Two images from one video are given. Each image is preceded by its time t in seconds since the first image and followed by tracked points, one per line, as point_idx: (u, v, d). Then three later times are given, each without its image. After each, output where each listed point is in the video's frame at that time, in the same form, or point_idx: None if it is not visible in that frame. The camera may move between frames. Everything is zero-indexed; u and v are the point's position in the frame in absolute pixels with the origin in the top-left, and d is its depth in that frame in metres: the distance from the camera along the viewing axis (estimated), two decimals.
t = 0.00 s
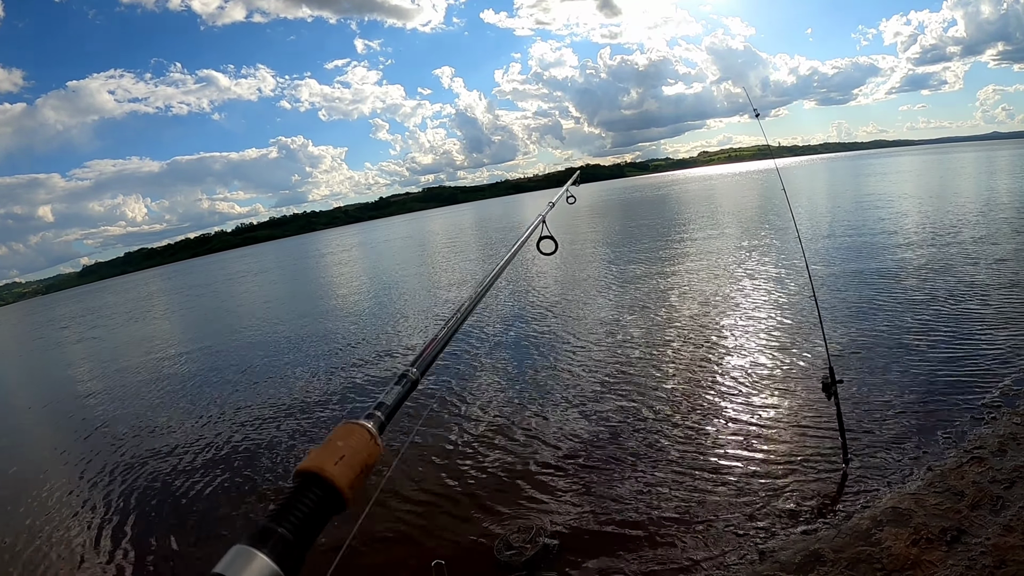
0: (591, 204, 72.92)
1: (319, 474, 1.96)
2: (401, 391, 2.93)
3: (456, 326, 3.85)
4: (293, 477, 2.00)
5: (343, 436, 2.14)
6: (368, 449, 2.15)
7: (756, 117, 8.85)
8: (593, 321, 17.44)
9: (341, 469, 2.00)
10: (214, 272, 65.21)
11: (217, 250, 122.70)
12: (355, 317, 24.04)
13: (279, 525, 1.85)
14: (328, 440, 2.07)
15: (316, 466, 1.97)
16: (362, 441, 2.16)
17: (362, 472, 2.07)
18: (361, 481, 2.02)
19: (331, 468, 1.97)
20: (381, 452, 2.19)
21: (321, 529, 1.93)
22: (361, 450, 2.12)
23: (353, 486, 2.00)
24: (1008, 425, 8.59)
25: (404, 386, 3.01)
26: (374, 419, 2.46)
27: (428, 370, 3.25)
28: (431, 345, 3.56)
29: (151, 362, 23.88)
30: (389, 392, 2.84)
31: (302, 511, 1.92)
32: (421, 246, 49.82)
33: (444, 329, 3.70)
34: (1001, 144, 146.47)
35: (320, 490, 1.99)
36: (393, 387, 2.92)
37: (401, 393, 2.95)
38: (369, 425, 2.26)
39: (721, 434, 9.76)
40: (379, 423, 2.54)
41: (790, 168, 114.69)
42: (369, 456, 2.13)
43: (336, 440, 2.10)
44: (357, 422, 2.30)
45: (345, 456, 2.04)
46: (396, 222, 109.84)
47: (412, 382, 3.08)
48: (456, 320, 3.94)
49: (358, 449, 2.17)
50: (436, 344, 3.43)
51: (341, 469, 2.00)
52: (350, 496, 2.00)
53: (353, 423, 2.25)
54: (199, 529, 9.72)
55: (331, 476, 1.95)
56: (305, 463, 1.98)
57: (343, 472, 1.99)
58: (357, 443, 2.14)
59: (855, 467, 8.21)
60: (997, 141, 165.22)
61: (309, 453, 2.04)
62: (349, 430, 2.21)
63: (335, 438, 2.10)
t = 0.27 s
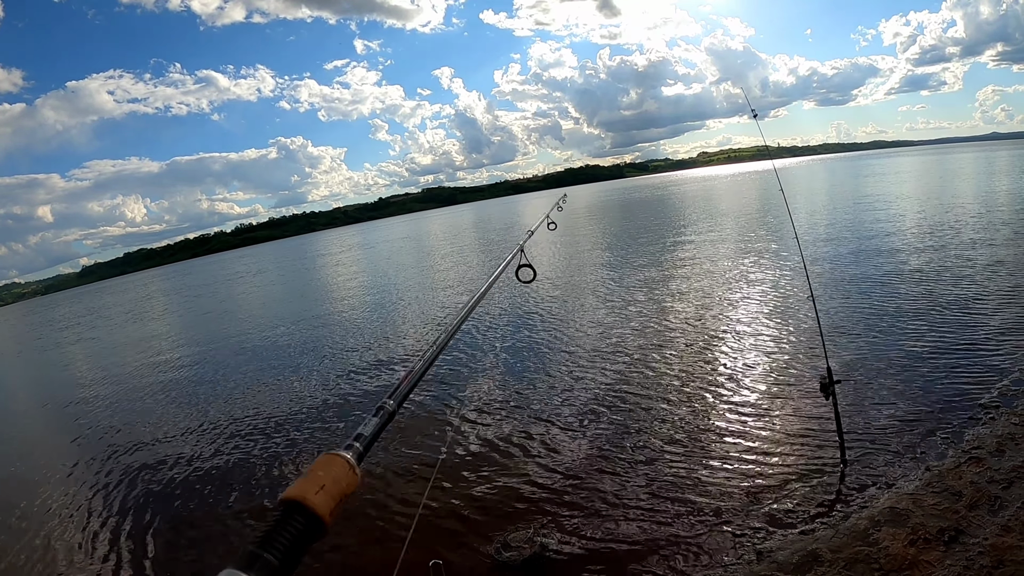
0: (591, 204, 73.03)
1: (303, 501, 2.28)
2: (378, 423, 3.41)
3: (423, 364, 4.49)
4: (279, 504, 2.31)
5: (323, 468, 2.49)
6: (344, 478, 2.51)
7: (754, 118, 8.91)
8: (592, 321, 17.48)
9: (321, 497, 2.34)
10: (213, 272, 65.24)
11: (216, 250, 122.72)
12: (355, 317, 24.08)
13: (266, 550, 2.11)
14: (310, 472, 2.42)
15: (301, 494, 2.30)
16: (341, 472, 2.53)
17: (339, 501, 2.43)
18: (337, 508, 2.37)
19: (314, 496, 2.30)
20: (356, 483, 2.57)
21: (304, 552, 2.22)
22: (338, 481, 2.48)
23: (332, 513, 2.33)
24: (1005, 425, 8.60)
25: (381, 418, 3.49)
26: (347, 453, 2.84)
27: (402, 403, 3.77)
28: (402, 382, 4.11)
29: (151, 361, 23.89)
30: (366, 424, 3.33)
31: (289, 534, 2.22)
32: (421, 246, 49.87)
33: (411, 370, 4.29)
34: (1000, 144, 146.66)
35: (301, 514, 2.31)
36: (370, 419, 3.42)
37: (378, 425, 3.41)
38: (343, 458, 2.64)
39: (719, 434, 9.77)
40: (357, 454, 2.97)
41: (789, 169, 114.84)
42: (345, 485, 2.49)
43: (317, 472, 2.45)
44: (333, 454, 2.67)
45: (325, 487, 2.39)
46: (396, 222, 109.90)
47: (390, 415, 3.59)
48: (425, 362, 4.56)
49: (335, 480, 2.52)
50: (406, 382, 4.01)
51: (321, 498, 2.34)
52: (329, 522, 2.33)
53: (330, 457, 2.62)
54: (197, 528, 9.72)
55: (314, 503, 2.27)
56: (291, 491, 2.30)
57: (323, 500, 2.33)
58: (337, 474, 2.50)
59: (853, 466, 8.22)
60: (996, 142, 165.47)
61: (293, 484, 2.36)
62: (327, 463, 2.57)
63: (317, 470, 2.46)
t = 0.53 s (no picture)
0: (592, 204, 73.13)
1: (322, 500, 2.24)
2: (389, 420, 3.40)
3: (429, 366, 4.59)
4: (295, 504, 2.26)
5: (337, 468, 2.45)
6: (361, 478, 2.48)
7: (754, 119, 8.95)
8: (593, 321, 17.50)
9: (339, 495, 2.30)
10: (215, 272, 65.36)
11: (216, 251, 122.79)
12: (356, 317, 24.12)
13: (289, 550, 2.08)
14: (324, 472, 2.38)
15: (318, 492, 2.26)
16: (355, 470, 2.49)
17: (357, 498, 2.39)
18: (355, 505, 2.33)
19: (331, 495, 2.26)
20: (372, 481, 2.52)
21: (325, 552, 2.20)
22: (354, 479, 2.44)
23: (350, 510, 2.29)
24: (1006, 426, 8.59)
25: (392, 413, 3.48)
26: (361, 452, 2.79)
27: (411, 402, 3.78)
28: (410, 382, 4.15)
29: (152, 362, 23.95)
30: (377, 423, 3.31)
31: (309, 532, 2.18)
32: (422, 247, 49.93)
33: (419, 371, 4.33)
34: (1000, 145, 146.66)
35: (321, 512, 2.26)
36: (381, 418, 3.39)
37: (390, 422, 3.39)
38: (358, 457, 2.60)
39: (719, 435, 9.77)
40: (369, 451, 2.99)
41: (789, 169, 114.89)
42: (361, 484, 2.45)
43: (332, 471, 2.41)
44: (347, 452, 2.63)
45: (341, 485, 2.35)
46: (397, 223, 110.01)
47: (399, 413, 3.60)
48: (430, 364, 4.64)
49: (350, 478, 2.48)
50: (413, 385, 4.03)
51: (339, 496, 2.30)
52: (347, 519, 2.29)
53: (343, 455, 2.57)
54: (197, 530, 9.72)
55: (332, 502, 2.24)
56: (307, 491, 2.26)
57: (341, 499, 2.29)
58: (350, 472, 2.46)
59: (852, 468, 8.22)
60: (996, 142, 165.48)
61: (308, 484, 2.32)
62: (341, 462, 2.53)
63: (331, 468, 2.42)
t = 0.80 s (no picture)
0: (591, 204, 73.19)
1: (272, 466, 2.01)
2: (351, 388, 3.21)
3: (404, 324, 4.19)
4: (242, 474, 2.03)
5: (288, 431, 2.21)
6: (317, 443, 2.24)
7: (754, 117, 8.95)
8: (593, 321, 17.51)
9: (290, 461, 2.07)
10: (214, 271, 65.37)
11: (216, 250, 122.67)
12: (356, 316, 24.12)
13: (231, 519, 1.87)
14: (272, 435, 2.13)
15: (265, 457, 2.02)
16: (310, 437, 2.26)
17: (312, 464, 2.17)
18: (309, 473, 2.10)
19: (280, 460, 2.04)
20: (329, 447, 2.28)
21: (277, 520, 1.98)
22: (307, 444, 2.20)
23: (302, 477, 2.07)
24: (1006, 427, 8.56)
25: (351, 383, 3.28)
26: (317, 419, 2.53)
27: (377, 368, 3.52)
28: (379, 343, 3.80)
29: (152, 360, 23.96)
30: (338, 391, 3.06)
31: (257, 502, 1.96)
32: (421, 246, 49.90)
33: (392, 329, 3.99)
34: (999, 143, 146.89)
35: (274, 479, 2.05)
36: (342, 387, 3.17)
37: (349, 390, 3.19)
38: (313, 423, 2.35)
39: (718, 435, 9.75)
40: (329, 421, 2.71)
41: (789, 169, 114.80)
42: (317, 449, 2.22)
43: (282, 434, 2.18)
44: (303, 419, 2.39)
45: (292, 450, 2.11)
46: (396, 222, 110.02)
47: (361, 381, 3.36)
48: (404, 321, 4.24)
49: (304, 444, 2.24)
50: (383, 346, 3.71)
51: (289, 461, 2.07)
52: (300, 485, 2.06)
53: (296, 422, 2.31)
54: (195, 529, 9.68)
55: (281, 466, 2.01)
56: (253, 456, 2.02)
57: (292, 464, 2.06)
58: (304, 438, 2.23)
59: (852, 468, 8.19)
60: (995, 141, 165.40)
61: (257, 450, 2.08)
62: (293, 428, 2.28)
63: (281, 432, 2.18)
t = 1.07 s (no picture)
0: (591, 203, 73.10)
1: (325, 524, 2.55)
2: (392, 439, 3.79)
3: (431, 384, 4.88)
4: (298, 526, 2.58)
5: (338, 489, 2.77)
6: (359, 499, 2.80)
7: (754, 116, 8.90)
8: (592, 320, 17.46)
9: (339, 517, 2.61)
10: (213, 270, 65.29)
11: (214, 249, 122.49)
12: (354, 315, 24.06)
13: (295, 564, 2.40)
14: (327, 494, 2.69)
15: (321, 515, 2.57)
16: (356, 493, 2.80)
17: (356, 518, 2.71)
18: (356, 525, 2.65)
19: (332, 517, 2.58)
20: (371, 502, 2.87)
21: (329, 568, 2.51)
22: (353, 501, 2.75)
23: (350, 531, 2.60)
24: (1006, 427, 8.51)
25: (393, 431, 3.89)
26: (360, 473, 3.10)
27: (414, 418, 4.16)
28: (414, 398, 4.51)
29: (151, 359, 23.91)
30: (381, 441, 3.70)
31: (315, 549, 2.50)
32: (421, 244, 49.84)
33: (422, 389, 4.68)
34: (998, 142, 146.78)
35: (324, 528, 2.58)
36: (385, 437, 3.77)
37: (391, 440, 3.79)
38: (358, 479, 2.92)
39: (717, 434, 9.72)
40: (372, 470, 3.36)
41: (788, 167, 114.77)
42: (361, 504, 2.77)
43: (333, 493, 2.73)
44: (351, 474, 2.95)
45: (342, 508, 2.66)
46: (396, 221, 109.86)
47: (401, 430, 3.97)
48: (431, 382, 4.98)
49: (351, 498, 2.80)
50: (418, 398, 4.38)
51: (340, 517, 2.61)
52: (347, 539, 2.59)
53: (343, 479, 2.89)
54: (191, 530, 9.62)
55: (334, 524, 2.55)
56: (309, 513, 2.56)
57: (341, 520, 2.61)
58: (351, 494, 2.77)
59: (852, 468, 8.14)
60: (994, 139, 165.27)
61: (312, 507, 2.62)
62: (341, 484, 2.84)
63: (332, 491, 2.74)
